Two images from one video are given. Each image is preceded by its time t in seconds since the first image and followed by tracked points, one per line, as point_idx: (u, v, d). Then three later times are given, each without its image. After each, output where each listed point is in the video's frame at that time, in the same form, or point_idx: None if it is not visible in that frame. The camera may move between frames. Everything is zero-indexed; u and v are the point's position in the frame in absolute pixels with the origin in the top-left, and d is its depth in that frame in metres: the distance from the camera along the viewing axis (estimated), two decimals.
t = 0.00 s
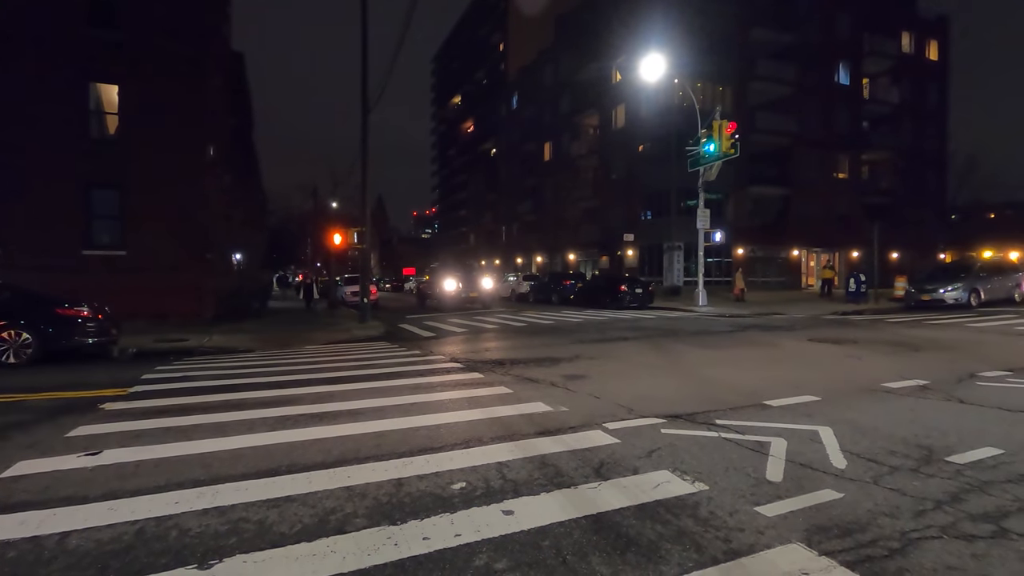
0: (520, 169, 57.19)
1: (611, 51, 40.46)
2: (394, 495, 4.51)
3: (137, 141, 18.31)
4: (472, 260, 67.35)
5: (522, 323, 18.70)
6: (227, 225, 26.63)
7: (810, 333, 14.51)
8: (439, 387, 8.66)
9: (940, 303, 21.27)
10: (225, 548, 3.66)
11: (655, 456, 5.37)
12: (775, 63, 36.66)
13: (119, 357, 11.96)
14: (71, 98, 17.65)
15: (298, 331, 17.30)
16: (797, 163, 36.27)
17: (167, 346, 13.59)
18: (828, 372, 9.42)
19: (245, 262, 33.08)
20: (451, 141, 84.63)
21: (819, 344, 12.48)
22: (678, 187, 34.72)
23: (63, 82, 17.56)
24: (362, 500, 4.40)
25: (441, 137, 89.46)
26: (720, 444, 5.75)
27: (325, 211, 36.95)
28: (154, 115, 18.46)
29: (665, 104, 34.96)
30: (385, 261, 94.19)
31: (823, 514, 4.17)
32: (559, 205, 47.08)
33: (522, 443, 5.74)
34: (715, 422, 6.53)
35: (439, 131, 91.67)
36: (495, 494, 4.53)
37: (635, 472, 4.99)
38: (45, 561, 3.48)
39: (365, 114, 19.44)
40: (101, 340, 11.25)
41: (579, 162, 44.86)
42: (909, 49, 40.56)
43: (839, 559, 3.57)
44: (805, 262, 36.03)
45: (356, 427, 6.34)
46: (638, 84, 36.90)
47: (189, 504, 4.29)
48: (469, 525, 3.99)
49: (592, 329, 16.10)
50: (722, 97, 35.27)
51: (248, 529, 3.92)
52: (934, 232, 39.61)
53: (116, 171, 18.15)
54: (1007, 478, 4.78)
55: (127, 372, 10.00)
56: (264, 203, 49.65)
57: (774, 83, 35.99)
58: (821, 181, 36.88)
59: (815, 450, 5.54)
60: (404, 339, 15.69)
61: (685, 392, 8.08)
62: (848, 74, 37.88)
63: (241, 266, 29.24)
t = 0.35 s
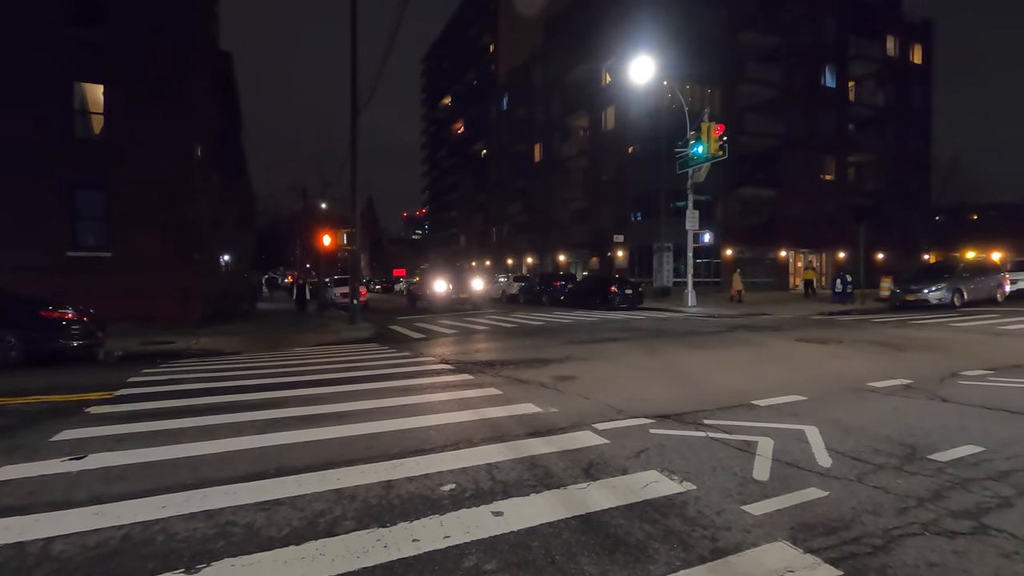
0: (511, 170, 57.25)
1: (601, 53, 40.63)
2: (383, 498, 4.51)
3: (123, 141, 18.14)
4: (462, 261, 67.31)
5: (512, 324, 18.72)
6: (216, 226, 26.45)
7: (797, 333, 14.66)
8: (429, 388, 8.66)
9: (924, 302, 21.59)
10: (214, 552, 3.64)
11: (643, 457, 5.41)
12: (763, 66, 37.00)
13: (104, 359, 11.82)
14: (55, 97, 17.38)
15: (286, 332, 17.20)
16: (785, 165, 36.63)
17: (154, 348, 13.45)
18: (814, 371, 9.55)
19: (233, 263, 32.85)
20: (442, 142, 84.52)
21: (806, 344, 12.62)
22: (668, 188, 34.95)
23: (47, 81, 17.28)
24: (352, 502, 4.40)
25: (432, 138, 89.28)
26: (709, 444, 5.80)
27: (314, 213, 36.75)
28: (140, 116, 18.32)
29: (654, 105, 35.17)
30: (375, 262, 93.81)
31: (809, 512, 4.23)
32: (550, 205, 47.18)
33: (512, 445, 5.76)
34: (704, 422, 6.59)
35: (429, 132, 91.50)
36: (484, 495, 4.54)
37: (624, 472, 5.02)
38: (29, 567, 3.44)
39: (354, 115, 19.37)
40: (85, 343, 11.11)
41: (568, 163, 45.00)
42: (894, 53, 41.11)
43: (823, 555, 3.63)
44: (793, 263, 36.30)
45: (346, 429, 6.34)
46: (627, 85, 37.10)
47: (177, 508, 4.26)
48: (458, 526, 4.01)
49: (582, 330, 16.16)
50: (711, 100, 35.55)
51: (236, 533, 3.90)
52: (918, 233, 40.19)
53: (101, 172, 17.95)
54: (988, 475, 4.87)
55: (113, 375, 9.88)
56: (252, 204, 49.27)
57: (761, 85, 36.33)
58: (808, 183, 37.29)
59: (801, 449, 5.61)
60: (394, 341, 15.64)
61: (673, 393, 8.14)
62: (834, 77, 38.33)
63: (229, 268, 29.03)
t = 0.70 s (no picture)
0: (499, 170, 57.22)
1: (589, 53, 40.77)
2: (368, 499, 4.49)
3: (104, 139, 17.96)
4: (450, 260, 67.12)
5: (500, 324, 18.76)
6: (201, 225, 26.13)
7: (781, 332, 14.86)
8: (416, 388, 8.63)
9: (905, 302, 21.97)
10: (195, 555, 3.61)
11: (628, 455, 5.45)
12: (749, 67, 37.36)
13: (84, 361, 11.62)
14: (33, 93, 16.90)
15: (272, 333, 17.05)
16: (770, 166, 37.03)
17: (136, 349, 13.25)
18: (797, 370, 9.66)
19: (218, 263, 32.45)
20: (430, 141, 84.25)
21: (790, 343, 12.78)
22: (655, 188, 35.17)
23: (25, 76, 16.79)
24: (336, 504, 4.38)
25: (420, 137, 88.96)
26: (693, 442, 5.85)
27: (300, 212, 36.45)
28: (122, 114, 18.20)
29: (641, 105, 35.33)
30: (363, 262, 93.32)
31: (790, 510, 4.28)
32: (538, 205, 47.26)
33: (498, 444, 5.77)
34: (689, 421, 6.64)
35: (417, 131, 91.18)
36: (469, 495, 4.54)
37: (609, 470, 5.06)
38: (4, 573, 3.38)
39: (341, 114, 19.25)
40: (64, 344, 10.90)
41: (557, 163, 45.10)
42: (876, 56, 41.74)
43: (804, 552, 3.68)
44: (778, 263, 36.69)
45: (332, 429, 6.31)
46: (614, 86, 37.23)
47: (158, 511, 4.21)
48: (443, 526, 4.01)
49: (570, 330, 16.25)
50: (697, 101, 35.83)
51: (218, 535, 3.87)
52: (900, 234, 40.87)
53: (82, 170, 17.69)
54: (963, 471, 4.97)
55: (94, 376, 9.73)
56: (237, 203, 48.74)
57: (747, 87, 36.70)
58: (793, 183, 37.71)
59: (783, 447, 5.68)
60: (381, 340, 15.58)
61: (659, 392, 8.19)
62: (818, 80, 38.80)
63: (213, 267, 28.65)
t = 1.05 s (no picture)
0: (479, 169, 57.10)
1: (568, 54, 40.95)
2: (342, 502, 4.43)
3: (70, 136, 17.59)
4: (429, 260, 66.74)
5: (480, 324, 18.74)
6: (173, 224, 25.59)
7: (756, 330, 15.12)
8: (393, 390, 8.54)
9: (876, 300, 22.51)
10: (161, 563, 3.52)
11: (605, 455, 5.47)
12: (725, 70, 37.93)
13: (50, 364, 11.30)
14: None
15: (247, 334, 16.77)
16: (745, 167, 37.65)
17: (105, 351, 12.93)
18: (772, 367, 9.81)
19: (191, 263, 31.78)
20: (409, 140, 83.75)
21: (766, 341, 12.96)
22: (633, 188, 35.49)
23: None
24: (309, 508, 4.31)
25: (399, 136, 88.38)
26: (669, 441, 5.90)
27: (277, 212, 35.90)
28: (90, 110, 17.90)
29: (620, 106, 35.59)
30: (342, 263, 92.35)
31: (762, 506, 4.34)
32: (518, 205, 47.29)
33: (475, 445, 5.74)
34: (665, 420, 6.70)
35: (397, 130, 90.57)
36: (445, 497, 4.51)
37: (586, 470, 5.08)
38: None
39: (318, 113, 19.02)
40: (28, 347, 10.57)
41: (537, 163, 45.17)
42: (848, 60, 42.70)
43: (775, 548, 3.74)
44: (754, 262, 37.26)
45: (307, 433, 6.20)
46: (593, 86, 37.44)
47: (124, 518, 4.10)
48: (418, 529, 3.97)
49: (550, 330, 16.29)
50: (675, 102, 36.26)
51: (186, 542, 3.77)
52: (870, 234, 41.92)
53: (47, 167, 17.27)
54: (929, 465, 5.11)
55: (59, 380, 9.41)
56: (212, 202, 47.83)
57: (723, 89, 37.24)
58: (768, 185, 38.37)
59: (757, 444, 5.77)
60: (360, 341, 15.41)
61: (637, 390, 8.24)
62: (792, 83, 39.54)
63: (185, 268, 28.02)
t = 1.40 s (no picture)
0: (450, 169, 56.82)
1: (539, 55, 41.15)
2: (307, 507, 4.34)
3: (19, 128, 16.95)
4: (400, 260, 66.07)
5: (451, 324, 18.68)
6: (132, 221, 24.70)
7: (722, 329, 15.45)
8: (360, 392, 8.41)
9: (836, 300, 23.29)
10: None
11: (573, 454, 5.50)
12: (693, 75, 38.66)
13: None
14: None
15: (211, 335, 16.32)
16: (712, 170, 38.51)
17: (57, 354, 12.42)
18: (737, 365, 10.06)
19: (151, 262, 30.75)
20: (380, 139, 82.81)
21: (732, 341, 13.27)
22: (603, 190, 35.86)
23: None
24: (272, 514, 4.21)
25: (370, 134, 87.31)
26: (637, 440, 5.96)
27: (242, 210, 35.03)
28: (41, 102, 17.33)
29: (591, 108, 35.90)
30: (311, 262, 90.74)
31: (725, 502, 4.43)
32: (489, 205, 47.26)
33: (442, 447, 5.70)
34: (633, 419, 6.78)
35: (367, 128, 89.46)
36: (413, 500, 4.47)
37: (554, 470, 5.09)
38: None
39: (285, 109, 18.62)
40: None
41: (508, 164, 45.24)
42: (810, 67, 44.04)
43: (737, 543, 3.81)
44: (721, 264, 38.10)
45: (269, 438, 6.04)
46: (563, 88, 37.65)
47: (74, 529, 3.93)
48: (385, 533, 3.92)
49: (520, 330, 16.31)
50: (644, 105, 36.80)
51: (140, 553, 3.64)
52: (831, 236, 43.37)
53: None
54: (882, 459, 5.30)
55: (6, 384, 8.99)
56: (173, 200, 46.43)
57: (691, 93, 37.96)
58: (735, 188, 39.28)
59: (721, 442, 5.89)
60: (328, 342, 15.16)
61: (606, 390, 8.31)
62: (757, 88, 40.52)
63: (146, 267, 27.13)
